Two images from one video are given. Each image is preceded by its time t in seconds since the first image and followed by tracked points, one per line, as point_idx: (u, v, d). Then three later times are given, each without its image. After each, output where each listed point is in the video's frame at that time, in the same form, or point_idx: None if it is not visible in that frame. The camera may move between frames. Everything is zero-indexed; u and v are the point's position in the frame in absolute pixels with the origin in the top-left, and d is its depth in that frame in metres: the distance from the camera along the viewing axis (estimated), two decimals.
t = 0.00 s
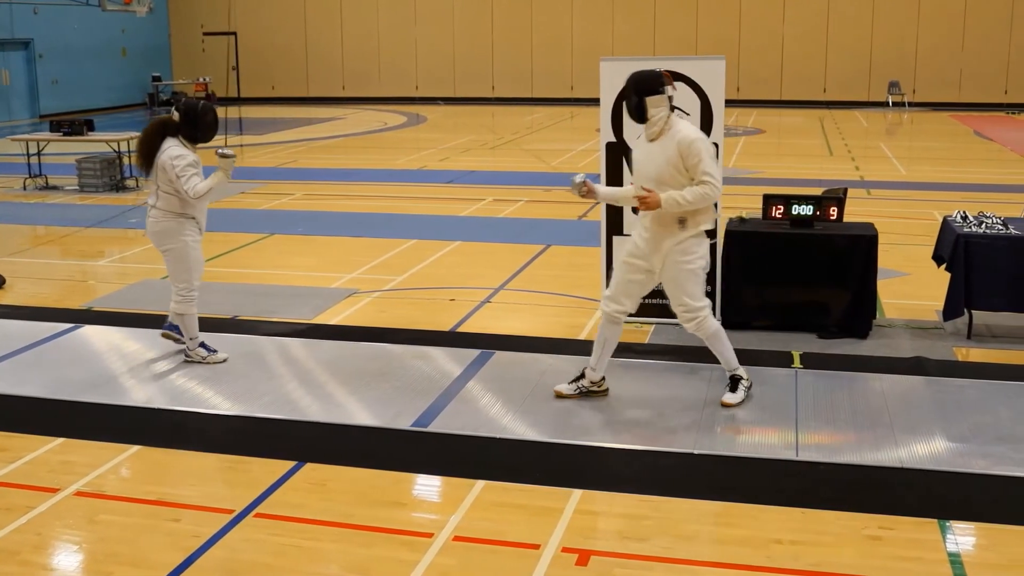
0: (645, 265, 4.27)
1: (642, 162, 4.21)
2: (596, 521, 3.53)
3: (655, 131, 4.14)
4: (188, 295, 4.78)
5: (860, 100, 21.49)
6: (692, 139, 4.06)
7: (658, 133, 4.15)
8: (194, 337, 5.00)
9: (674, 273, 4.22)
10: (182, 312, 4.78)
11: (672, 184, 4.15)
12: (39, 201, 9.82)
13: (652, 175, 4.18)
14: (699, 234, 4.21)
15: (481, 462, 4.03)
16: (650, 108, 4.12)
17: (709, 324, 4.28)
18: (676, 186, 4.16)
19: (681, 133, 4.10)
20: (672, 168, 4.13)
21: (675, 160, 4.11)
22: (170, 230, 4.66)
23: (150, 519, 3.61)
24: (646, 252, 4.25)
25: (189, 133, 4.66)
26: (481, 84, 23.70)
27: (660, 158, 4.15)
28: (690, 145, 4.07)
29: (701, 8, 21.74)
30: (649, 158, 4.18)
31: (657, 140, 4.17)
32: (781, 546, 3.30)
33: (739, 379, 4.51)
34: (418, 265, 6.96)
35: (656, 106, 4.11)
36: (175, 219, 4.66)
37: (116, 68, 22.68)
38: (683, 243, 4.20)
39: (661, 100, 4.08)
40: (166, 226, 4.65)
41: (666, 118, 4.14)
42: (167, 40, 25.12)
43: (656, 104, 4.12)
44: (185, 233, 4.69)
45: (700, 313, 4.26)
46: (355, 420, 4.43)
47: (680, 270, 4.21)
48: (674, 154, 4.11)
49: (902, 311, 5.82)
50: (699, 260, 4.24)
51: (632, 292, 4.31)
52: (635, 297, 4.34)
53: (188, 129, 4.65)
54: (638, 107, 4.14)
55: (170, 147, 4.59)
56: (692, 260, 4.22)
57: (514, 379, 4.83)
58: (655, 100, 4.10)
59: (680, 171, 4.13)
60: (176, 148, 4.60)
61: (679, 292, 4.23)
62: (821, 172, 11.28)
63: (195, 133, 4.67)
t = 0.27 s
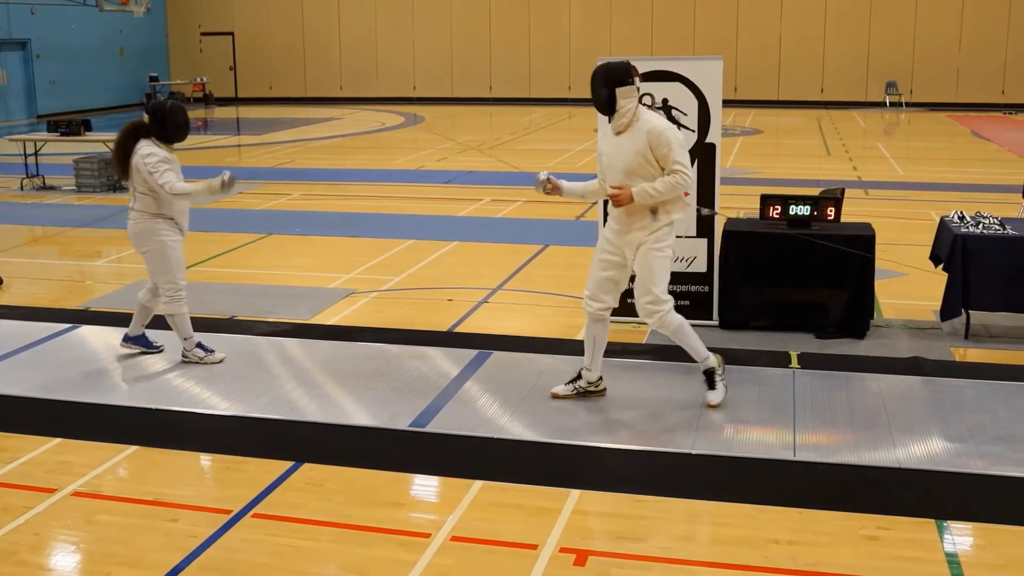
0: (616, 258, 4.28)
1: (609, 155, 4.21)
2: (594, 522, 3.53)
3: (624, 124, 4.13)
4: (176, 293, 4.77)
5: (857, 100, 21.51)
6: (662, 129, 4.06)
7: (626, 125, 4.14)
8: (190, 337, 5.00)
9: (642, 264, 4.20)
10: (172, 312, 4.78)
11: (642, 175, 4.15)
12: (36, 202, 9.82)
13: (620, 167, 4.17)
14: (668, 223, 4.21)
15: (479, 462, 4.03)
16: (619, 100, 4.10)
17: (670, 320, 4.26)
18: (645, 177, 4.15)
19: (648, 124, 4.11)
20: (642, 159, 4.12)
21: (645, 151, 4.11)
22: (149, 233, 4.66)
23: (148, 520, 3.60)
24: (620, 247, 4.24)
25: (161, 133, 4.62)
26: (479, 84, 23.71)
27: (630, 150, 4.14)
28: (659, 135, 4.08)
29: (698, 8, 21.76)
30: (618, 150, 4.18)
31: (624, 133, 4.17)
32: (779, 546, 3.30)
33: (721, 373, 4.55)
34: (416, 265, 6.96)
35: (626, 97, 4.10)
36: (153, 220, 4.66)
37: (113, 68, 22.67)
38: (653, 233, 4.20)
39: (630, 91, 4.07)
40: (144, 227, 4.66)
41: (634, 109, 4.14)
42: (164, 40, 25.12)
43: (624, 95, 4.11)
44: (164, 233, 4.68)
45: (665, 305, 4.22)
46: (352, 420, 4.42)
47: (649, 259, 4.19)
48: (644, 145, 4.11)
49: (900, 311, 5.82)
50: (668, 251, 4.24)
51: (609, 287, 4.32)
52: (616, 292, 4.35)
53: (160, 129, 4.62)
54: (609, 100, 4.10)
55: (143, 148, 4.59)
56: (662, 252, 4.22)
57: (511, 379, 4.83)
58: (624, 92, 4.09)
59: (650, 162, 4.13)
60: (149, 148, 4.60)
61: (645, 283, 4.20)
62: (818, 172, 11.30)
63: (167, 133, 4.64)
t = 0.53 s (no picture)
0: (624, 259, 4.29)
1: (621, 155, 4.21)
2: (594, 522, 3.53)
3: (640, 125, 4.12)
4: (156, 295, 4.79)
5: (857, 100, 21.52)
6: (678, 132, 4.06)
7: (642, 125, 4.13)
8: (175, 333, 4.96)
9: (647, 264, 4.19)
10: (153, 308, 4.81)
11: (654, 177, 4.14)
12: (36, 202, 9.81)
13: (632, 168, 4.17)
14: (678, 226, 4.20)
15: (480, 462, 4.03)
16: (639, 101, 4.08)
17: (659, 327, 4.22)
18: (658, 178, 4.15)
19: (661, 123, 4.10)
20: (656, 161, 4.11)
21: (660, 152, 4.10)
22: (116, 232, 4.69)
23: (148, 520, 3.60)
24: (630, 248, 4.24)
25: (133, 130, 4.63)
26: (479, 84, 23.71)
27: (644, 151, 4.13)
28: (674, 136, 4.07)
29: (698, 8, 21.76)
30: (630, 151, 4.17)
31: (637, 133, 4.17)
32: (779, 547, 3.30)
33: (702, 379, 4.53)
34: (416, 265, 6.96)
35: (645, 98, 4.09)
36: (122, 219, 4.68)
37: (113, 68, 22.67)
38: (662, 235, 4.19)
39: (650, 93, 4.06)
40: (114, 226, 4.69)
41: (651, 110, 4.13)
42: (165, 41, 25.12)
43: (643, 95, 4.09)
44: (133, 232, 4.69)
45: (663, 309, 4.19)
46: (352, 420, 4.43)
47: (655, 260, 4.19)
48: (659, 147, 4.10)
49: (900, 311, 5.82)
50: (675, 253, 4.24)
51: (617, 290, 4.32)
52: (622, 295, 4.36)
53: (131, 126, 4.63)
54: (629, 104, 4.05)
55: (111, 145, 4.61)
56: (671, 253, 4.22)
57: (511, 379, 4.83)
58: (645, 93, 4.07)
59: (664, 165, 4.12)
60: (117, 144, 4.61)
61: (648, 283, 4.18)
62: (819, 172, 11.29)
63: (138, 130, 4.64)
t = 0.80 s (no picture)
0: (655, 258, 4.29)
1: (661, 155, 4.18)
2: (595, 522, 3.53)
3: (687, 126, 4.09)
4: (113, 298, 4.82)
5: (857, 100, 21.52)
6: (723, 137, 4.03)
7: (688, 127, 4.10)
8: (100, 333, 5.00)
9: (680, 266, 4.18)
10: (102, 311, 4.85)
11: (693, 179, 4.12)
12: (36, 202, 9.80)
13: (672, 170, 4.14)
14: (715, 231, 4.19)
15: (479, 462, 4.03)
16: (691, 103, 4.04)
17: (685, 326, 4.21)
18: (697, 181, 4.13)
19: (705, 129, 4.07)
20: (696, 163, 4.09)
21: (702, 155, 4.08)
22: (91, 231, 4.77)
23: (148, 520, 3.60)
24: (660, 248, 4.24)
25: (104, 128, 4.68)
26: (479, 84, 23.71)
27: (687, 152, 4.10)
28: (718, 142, 4.05)
29: (698, 8, 21.76)
30: (672, 150, 4.13)
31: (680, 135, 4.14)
32: (779, 546, 3.30)
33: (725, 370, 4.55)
34: (416, 265, 6.96)
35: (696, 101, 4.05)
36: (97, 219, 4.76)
37: (113, 68, 22.66)
38: (695, 238, 4.18)
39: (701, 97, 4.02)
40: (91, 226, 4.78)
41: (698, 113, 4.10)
42: (165, 41, 25.13)
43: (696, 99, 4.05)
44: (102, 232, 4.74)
45: (688, 311, 4.20)
46: (352, 420, 4.43)
47: (687, 262, 4.18)
48: (702, 149, 4.08)
49: (900, 311, 5.82)
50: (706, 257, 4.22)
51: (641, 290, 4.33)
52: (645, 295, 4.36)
53: (101, 125, 4.67)
54: (684, 106, 3.99)
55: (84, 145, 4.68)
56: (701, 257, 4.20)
57: (511, 379, 4.83)
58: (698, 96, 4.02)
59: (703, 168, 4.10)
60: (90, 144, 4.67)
61: (678, 284, 4.17)
62: (819, 172, 11.29)
63: (109, 129, 4.68)
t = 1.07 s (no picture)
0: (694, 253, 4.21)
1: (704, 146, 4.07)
2: (595, 521, 3.53)
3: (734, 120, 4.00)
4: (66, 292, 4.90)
5: (857, 100, 21.53)
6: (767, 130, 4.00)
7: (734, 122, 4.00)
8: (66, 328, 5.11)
9: (719, 259, 4.11)
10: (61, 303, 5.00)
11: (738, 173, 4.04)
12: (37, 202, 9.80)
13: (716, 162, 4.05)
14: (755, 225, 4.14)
15: (479, 462, 4.03)
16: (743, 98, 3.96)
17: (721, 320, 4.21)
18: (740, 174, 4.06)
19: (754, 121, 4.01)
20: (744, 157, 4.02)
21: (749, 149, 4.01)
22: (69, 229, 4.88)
23: (149, 520, 3.60)
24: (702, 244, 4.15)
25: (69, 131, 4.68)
26: (479, 84, 23.72)
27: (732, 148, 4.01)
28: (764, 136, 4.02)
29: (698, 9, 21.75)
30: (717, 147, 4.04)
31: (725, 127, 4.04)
32: (780, 546, 3.30)
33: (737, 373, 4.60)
34: (416, 265, 6.96)
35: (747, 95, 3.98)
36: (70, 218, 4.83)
37: (113, 68, 22.67)
38: (736, 231, 4.11)
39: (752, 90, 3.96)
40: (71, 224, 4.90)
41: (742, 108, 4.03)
42: (165, 41, 25.12)
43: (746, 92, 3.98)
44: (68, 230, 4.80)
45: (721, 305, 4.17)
46: (352, 420, 4.42)
47: (725, 256, 4.12)
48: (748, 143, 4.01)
49: (901, 311, 5.81)
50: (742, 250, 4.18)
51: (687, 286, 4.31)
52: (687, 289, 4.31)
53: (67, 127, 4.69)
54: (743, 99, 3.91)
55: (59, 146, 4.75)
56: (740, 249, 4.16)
57: (511, 379, 4.82)
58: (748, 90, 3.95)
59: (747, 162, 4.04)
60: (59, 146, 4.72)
61: (717, 279, 4.13)
62: (819, 172, 11.29)
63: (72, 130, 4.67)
